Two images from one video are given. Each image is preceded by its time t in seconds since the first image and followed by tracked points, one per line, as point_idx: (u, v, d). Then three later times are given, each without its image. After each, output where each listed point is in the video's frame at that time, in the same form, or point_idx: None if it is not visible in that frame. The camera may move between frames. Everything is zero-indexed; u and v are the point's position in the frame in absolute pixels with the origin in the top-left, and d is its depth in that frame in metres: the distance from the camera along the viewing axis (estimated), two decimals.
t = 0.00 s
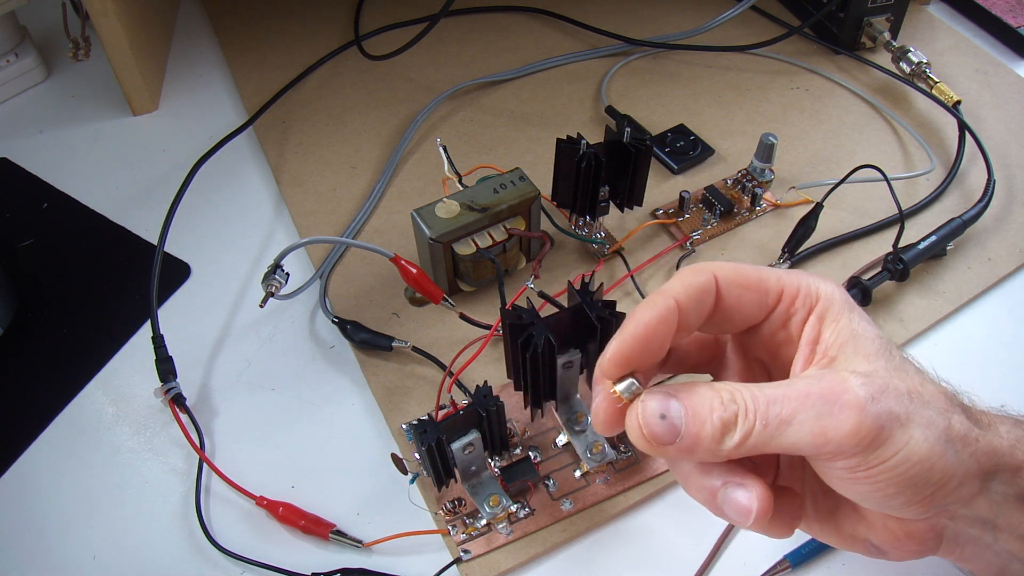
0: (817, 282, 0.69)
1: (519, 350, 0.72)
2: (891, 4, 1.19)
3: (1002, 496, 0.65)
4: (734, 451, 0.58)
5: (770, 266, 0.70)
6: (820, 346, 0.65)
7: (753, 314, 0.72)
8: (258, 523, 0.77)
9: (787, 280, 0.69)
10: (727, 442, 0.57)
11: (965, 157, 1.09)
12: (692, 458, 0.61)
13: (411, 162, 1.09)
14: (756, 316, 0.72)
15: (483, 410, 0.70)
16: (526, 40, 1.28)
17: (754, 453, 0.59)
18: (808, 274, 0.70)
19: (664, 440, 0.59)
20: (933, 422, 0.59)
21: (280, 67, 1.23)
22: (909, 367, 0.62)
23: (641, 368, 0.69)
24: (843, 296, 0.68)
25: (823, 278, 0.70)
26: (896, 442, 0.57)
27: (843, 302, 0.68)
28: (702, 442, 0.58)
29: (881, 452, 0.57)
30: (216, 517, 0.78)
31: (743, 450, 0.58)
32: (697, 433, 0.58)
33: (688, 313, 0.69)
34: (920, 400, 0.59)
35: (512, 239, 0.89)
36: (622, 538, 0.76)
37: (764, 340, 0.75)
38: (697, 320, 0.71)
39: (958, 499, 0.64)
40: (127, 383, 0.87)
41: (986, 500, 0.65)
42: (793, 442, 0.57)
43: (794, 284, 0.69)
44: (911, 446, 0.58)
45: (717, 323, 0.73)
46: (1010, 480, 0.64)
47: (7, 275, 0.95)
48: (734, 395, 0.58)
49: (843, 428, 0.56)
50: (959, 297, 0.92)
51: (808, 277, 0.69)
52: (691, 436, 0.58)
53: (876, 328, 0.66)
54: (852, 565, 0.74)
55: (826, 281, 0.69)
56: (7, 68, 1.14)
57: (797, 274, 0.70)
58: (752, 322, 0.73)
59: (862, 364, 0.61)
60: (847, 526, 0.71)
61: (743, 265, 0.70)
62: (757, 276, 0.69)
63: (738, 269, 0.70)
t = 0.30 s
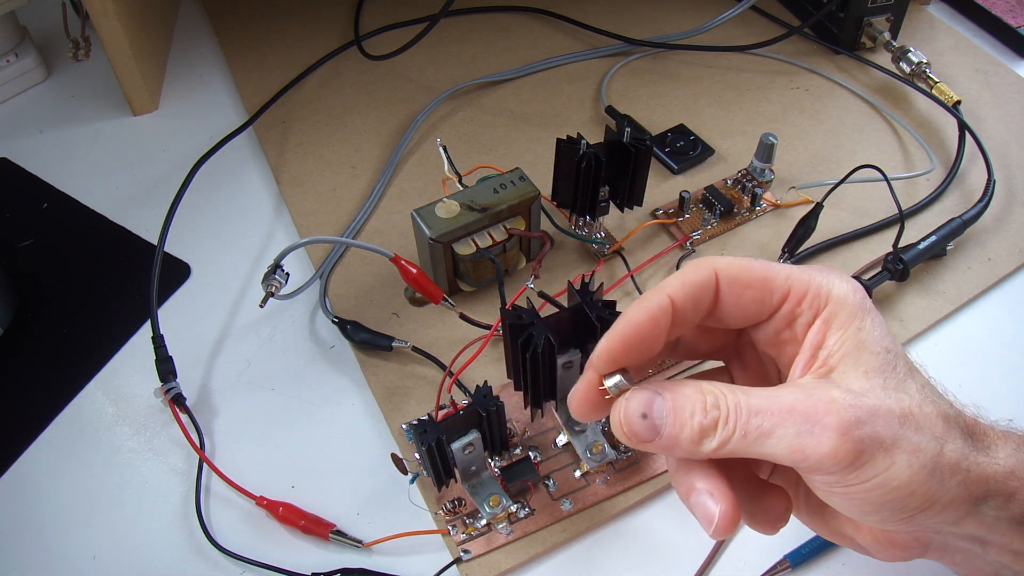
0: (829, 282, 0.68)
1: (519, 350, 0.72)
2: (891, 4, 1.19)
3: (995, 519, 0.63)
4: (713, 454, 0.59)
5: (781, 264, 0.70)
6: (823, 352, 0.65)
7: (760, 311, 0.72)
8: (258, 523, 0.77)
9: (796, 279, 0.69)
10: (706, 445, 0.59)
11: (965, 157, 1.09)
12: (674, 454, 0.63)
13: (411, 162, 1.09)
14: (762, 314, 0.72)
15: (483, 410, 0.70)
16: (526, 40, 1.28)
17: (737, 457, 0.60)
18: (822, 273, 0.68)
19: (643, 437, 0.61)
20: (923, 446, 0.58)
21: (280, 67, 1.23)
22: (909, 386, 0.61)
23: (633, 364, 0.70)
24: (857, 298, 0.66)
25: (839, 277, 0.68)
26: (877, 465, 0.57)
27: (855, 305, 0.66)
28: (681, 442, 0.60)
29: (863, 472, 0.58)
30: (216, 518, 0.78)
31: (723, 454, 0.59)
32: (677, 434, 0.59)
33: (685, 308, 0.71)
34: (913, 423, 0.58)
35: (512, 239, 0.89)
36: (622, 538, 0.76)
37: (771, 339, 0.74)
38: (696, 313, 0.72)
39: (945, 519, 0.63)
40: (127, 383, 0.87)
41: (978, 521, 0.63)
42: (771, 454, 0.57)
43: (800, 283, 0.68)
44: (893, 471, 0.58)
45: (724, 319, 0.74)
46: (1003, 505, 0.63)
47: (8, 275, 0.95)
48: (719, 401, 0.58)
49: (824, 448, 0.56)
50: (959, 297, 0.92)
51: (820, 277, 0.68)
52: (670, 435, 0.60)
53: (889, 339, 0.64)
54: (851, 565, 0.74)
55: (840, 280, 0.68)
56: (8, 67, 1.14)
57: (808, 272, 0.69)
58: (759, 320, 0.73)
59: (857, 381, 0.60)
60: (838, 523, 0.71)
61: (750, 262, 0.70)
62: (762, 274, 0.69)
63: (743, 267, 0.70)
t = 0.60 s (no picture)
0: (822, 287, 0.68)
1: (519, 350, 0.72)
2: (891, 4, 1.19)
3: (997, 517, 0.63)
4: (715, 446, 0.59)
5: (776, 271, 0.70)
6: (820, 354, 0.65)
7: (755, 317, 0.72)
8: (258, 523, 0.77)
9: (789, 285, 0.68)
10: (707, 436, 0.59)
11: (965, 157, 1.09)
12: (675, 448, 0.63)
13: (411, 162, 1.09)
14: (756, 320, 0.72)
15: (483, 410, 0.70)
16: (526, 40, 1.28)
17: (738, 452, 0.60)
18: (816, 279, 0.68)
19: (646, 425, 0.61)
20: (924, 443, 0.58)
21: (280, 67, 1.23)
22: (910, 384, 0.61)
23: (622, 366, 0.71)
24: (851, 304, 0.66)
25: (834, 283, 0.68)
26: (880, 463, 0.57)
27: (849, 310, 0.66)
28: (683, 431, 0.59)
29: (864, 469, 0.58)
30: (216, 518, 0.78)
31: (724, 447, 0.59)
32: (679, 421, 0.59)
33: (675, 313, 0.71)
34: (915, 420, 0.58)
35: (512, 239, 0.89)
36: (622, 539, 0.76)
37: (765, 345, 0.74)
38: (687, 318, 0.72)
39: (946, 518, 0.63)
40: (127, 383, 0.87)
41: (980, 520, 0.63)
42: (773, 449, 0.57)
43: (793, 289, 0.68)
44: (896, 467, 0.58)
45: (718, 325, 0.74)
46: (1005, 503, 0.63)
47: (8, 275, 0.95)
48: (722, 391, 0.58)
49: (826, 443, 0.56)
50: (959, 297, 0.92)
51: (814, 283, 0.68)
52: (672, 423, 0.60)
53: (886, 340, 0.64)
54: (852, 566, 0.74)
55: (835, 286, 0.68)
56: (8, 67, 1.14)
57: (802, 278, 0.69)
58: (753, 327, 0.73)
59: (856, 379, 0.61)
60: (839, 527, 0.71)
61: (744, 269, 0.70)
62: (755, 280, 0.70)
63: (736, 273, 0.70)
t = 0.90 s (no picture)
0: (823, 285, 0.67)
1: (519, 349, 0.72)
2: (891, 4, 1.19)
3: (996, 516, 0.63)
4: (711, 450, 0.59)
5: (777, 270, 0.70)
6: (818, 352, 0.65)
7: (758, 317, 0.72)
8: (258, 522, 0.77)
9: (791, 284, 0.68)
10: (706, 441, 0.59)
11: (965, 157, 1.09)
12: (670, 450, 0.63)
13: (411, 162, 1.09)
14: (760, 321, 0.72)
15: (483, 410, 0.70)
16: (526, 41, 1.28)
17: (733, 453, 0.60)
18: (817, 277, 0.68)
19: (644, 431, 0.60)
20: (919, 442, 0.58)
21: (280, 68, 1.23)
22: (907, 383, 0.61)
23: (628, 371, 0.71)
24: (851, 300, 0.66)
25: (834, 280, 0.68)
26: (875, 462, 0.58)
27: (849, 306, 0.66)
28: (682, 437, 0.59)
29: (860, 468, 0.58)
30: (216, 517, 0.78)
31: (720, 450, 0.59)
32: (678, 429, 0.59)
33: (679, 317, 0.71)
34: (911, 420, 0.58)
35: (512, 239, 0.89)
36: (622, 539, 0.76)
37: (769, 344, 0.74)
38: (692, 322, 0.72)
39: (945, 516, 0.63)
40: (127, 383, 0.87)
41: (978, 518, 0.63)
42: (768, 451, 0.58)
43: (795, 288, 0.68)
44: (891, 467, 0.58)
45: (722, 327, 0.74)
46: (1003, 501, 0.63)
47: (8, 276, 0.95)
48: (720, 397, 0.58)
49: (821, 445, 0.56)
50: (959, 296, 0.92)
51: (814, 280, 0.68)
52: (670, 430, 0.59)
53: (884, 336, 0.64)
54: (852, 565, 0.74)
55: (835, 283, 0.68)
56: (8, 68, 1.14)
57: (803, 276, 0.68)
58: (757, 327, 0.73)
59: (853, 378, 0.61)
60: (838, 524, 0.71)
61: (746, 270, 0.70)
62: (757, 280, 0.69)
63: (737, 275, 0.70)
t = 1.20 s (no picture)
0: (827, 283, 0.67)
1: (519, 350, 0.72)
2: (891, 4, 1.19)
3: (996, 516, 0.63)
4: (715, 461, 0.59)
5: (781, 266, 0.70)
6: (819, 351, 0.65)
7: (761, 313, 0.72)
8: (258, 522, 0.77)
9: (795, 281, 0.68)
10: (708, 454, 0.59)
11: (965, 157, 1.09)
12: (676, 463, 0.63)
13: (411, 162, 1.09)
14: (764, 317, 0.72)
15: (483, 410, 0.70)
16: (526, 40, 1.28)
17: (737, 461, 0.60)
18: (820, 274, 0.68)
19: (645, 449, 0.61)
20: (920, 444, 0.58)
21: (280, 68, 1.23)
22: (908, 384, 0.61)
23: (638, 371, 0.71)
24: (854, 299, 0.66)
25: (837, 278, 0.68)
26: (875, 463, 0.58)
27: (851, 305, 0.66)
28: (683, 451, 0.59)
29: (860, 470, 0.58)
30: (216, 518, 0.78)
31: (723, 461, 0.59)
32: (679, 444, 0.59)
33: (686, 314, 0.71)
34: (912, 422, 0.58)
35: (512, 239, 0.89)
36: (622, 538, 0.76)
37: (772, 340, 0.74)
38: (698, 318, 0.72)
39: (945, 516, 0.63)
40: (127, 383, 0.87)
41: (978, 518, 0.63)
42: (769, 458, 0.58)
43: (799, 285, 0.68)
44: (890, 468, 0.58)
45: (726, 321, 0.74)
46: (1004, 502, 0.63)
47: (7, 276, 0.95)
48: (719, 409, 0.58)
49: (821, 450, 0.56)
50: (959, 296, 0.92)
51: (818, 278, 0.68)
52: (671, 445, 0.59)
53: (885, 337, 0.64)
54: (852, 564, 0.74)
55: (839, 280, 0.68)
56: (8, 68, 1.14)
57: (807, 274, 0.68)
58: (761, 323, 0.73)
59: (854, 380, 0.60)
60: (837, 522, 0.72)
61: (751, 265, 0.70)
62: (762, 276, 0.69)
63: (743, 271, 0.70)
